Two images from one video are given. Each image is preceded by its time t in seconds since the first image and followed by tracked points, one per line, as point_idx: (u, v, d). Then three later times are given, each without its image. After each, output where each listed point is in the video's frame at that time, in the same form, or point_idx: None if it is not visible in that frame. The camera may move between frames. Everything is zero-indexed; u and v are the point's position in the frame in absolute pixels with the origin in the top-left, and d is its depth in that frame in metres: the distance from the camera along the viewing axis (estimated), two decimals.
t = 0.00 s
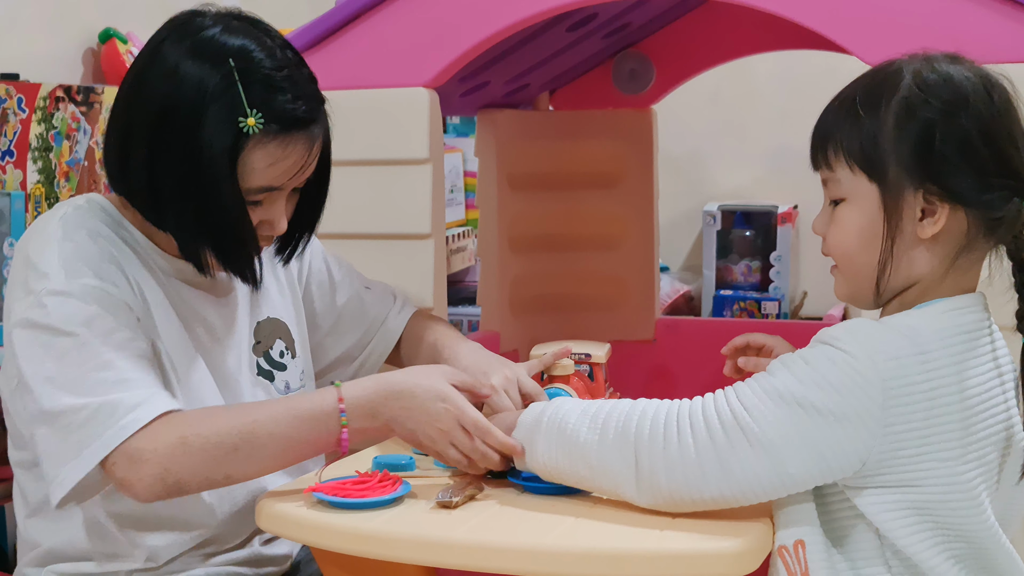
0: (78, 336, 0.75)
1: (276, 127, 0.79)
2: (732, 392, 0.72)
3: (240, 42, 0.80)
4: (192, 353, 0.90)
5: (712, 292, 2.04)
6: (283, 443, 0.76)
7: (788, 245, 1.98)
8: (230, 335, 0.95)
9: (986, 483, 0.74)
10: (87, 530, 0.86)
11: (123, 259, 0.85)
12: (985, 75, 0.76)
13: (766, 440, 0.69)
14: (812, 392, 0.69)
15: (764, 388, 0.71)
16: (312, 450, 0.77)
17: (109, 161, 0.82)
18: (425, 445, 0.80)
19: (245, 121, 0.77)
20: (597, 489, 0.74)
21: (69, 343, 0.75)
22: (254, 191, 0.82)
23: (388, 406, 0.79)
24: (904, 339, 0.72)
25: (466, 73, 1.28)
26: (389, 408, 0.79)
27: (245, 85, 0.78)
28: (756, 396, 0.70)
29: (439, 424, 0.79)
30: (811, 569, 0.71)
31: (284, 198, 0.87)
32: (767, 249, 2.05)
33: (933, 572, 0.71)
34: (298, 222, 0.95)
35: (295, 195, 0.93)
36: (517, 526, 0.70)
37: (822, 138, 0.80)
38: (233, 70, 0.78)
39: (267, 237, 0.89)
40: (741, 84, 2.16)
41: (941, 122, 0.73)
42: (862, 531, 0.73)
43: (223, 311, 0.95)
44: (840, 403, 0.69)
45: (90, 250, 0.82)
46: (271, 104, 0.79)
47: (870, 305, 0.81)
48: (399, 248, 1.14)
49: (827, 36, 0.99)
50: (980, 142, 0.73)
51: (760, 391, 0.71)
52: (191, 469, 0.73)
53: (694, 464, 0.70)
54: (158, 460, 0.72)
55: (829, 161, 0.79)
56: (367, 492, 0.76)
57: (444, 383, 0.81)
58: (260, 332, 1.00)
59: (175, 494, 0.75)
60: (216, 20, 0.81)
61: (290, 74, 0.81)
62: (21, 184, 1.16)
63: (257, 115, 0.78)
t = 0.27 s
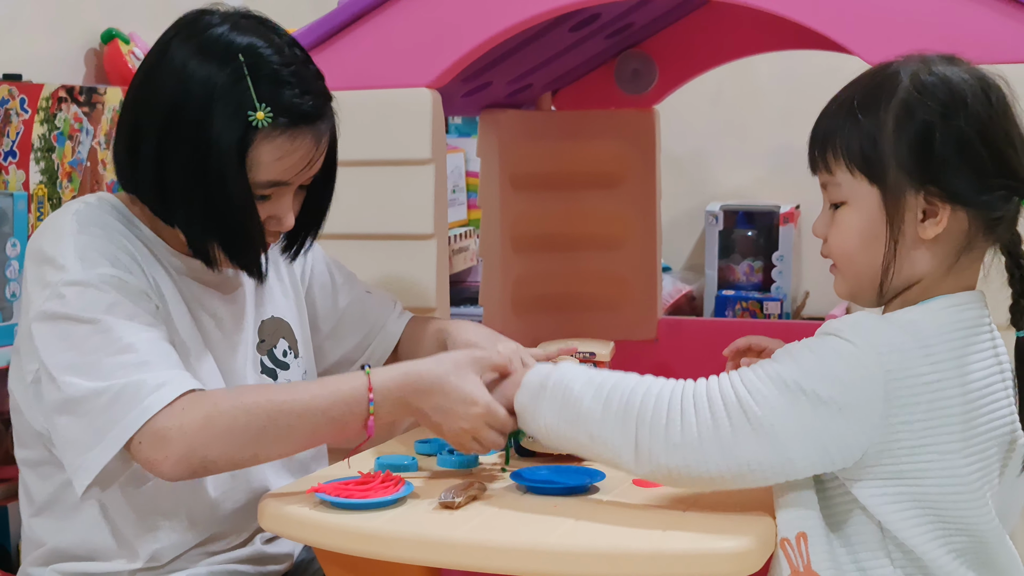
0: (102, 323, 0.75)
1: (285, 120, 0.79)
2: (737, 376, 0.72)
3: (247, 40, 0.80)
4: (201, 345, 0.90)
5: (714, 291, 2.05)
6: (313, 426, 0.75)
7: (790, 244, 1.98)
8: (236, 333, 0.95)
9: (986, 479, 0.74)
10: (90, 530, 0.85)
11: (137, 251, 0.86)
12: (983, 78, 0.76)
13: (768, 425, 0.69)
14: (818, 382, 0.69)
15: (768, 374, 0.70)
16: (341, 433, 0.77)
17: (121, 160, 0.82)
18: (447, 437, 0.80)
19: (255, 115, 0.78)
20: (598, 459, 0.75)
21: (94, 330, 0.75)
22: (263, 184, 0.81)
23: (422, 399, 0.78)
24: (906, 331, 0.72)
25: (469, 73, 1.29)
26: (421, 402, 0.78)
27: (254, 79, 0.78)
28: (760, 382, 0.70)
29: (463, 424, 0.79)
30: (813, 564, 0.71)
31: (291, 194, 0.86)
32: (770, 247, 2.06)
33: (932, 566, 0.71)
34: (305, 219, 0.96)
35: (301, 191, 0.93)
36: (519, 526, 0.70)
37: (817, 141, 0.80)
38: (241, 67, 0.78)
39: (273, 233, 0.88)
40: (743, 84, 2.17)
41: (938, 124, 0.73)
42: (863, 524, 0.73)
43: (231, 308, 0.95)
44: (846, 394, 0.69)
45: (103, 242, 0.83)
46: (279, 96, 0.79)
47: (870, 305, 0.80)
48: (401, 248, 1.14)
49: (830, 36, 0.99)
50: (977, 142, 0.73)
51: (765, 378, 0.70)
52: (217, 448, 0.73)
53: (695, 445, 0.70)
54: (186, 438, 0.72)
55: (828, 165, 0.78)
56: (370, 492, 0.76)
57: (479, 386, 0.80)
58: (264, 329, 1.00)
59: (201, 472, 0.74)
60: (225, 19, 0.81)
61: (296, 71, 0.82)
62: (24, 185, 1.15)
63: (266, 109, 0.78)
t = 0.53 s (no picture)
0: (112, 306, 0.75)
1: (293, 117, 0.79)
2: (751, 361, 0.72)
3: (256, 39, 0.80)
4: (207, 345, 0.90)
5: (715, 292, 2.05)
6: (321, 396, 0.76)
7: (791, 245, 1.97)
8: (243, 338, 0.95)
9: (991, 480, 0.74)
10: (91, 528, 0.85)
11: (143, 246, 0.86)
12: (976, 78, 0.76)
13: (780, 411, 0.69)
14: (832, 369, 0.69)
15: (784, 360, 0.71)
16: (353, 396, 0.78)
17: (129, 159, 0.82)
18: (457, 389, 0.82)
19: (264, 112, 0.77)
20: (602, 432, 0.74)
21: (106, 314, 0.75)
22: (270, 181, 0.81)
23: (429, 352, 0.80)
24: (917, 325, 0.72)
25: (470, 73, 1.29)
26: (427, 355, 0.80)
27: (262, 77, 0.78)
28: (775, 368, 0.70)
29: (475, 374, 0.81)
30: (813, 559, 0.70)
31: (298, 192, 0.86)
32: (771, 248, 2.07)
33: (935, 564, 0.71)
34: (310, 220, 0.95)
35: (307, 191, 0.93)
36: (520, 527, 0.70)
37: (812, 148, 0.80)
38: (251, 65, 0.78)
39: (281, 232, 0.88)
40: (744, 85, 2.16)
41: (936, 125, 0.73)
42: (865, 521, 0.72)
43: (238, 308, 0.95)
44: (858, 384, 0.69)
45: (110, 235, 0.83)
46: (288, 94, 0.79)
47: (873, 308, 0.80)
48: (402, 248, 1.14)
49: (831, 36, 0.98)
50: (976, 141, 0.73)
51: (780, 364, 0.70)
52: (229, 418, 0.72)
53: (707, 426, 0.70)
54: (199, 408, 0.71)
55: (825, 171, 0.78)
56: (371, 493, 0.76)
57: (483, 334, 0.82)
58: (267, 332, 1.00)
59: (213, 449, 0.74)
60: (234, 19, 0.81)
61: (305, 69, 0.82)
62: (25, 185, 1.16)
63: (275, 106, 0.78)
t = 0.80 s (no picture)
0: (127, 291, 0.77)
1: (299, 120, 0.79)
2: (781, 367, 0.71)
3: (263, 44, 0.80)
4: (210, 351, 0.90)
5: (715, 292, 2.05)
6: (339, 371, 0.76)
7: (791, 245, 1.97)
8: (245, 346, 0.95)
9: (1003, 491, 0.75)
10: (89, 524, 0.86)
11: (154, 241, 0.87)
12: (961, 76, 0.76)
13: (820, 423, 0.68)
14: (868, 376, 0.69)
15: (817, 367, 0.70)
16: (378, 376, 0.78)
17: (136, 164, 0.83)
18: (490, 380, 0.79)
19: (270, 116, 0.78)
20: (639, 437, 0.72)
21: (120, 296, 0.77)
22: (276, 185, 0.81)
23: (455, 339, 0.78)
24: (941, 332, 0.73)
25: (469, 73, 1.29)
26: (452, 341, 0.78)
27: (269, 81, 0.78)
28: (810, 374, 0.69)
29: (507, 361, 0.78)
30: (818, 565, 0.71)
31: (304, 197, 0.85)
32: (770, 248, 2.06)
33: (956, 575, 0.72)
34: (317, 224, 0.95)
35: (315, 197, 0.92)
36: (517, 529, 0.70)
37: (800, 158, 0.80)
38: (259, 68, 0.79)
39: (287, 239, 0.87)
40: (745, 85, 2.16)
41: (924, 126, 0.73)
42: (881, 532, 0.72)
43: (241, 313, 0.96)
44: (892, 391, 0.69)
45: (122, 228, 0.85)
46: (295, 98, 0.79)
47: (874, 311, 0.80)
48: (401, 248, 1.14)
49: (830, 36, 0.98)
50: (966, 138, 0.74)
51: (815, 370, 0.69)
52: (245, 390, 0.74)
53: (747, 438, 0.68)
54: (218, 378, 0.73)
55: (818, 178, 0.78)
56: (368, 493, 0.76)
57: (512, 316, 0.78)
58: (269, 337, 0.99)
59: (231, 422, 0.75)
60: (243, 24, 0.82)
61: (311, 73, 0.82)
62: (25, 184, 1.15)
63: (281, 109, 0.78)
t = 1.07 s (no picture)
0: (127, 296, 0.76)
1: (310, 128, 0.79)
2: (787, 399, 0.70)
3: (275, 51, 0.80)
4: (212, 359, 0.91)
5: (713, 291, 2.05)
6: (339, 398, 0.75)
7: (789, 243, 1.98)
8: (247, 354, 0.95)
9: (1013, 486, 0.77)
10: (88, 526, 0.86)
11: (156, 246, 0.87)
12: (960, 75, 0.76)
13: (841, 455, 0.67)
14: (875, 400, 0.68)
15: (825, 396, 0.68)
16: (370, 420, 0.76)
17: (144, 168, 0.82)
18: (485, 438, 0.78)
19: (281, 123, 0.77)
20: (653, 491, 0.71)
21: (118, 301, 0.76)
22: (286, 193, 0.80)
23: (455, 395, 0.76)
24: (945, 342, 0.72)
25: (467, 73, 1.29)
26: (453, 396, 0.76)
27: (280, 88, 0.78)
28: (820, 406, 0.68)
29: (505, 422, 0.76)
30: None
31: (313, 206, 0.85)
32: (769, 247, 2.05)
33: None
34: (325, 231, 0.94)
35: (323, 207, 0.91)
36: (516, 529, 0.70)
37: (803, 161, 0.80)
38: (270, 75, 0.78)
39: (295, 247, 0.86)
40: (743, 83, 2.16)
41: (925, 125, 0.73)
42: (903, 547, 0.73)
43: (244, 321, 0.95)
44: (902, 411, 0.68)
45: (125, 233, 0.84)
46: (305, 105, 0.79)
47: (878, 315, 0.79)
48: (397, 248, 1.14)
49: (827, 36, 0.98)
50: (968, 137, 0.74)
51: (823, 400, 0.68)
52: (239, 405, 0.72)
53: (766, 478, 0.67)
54: (213, 391, 0.72)
55: (820, 181, 0.78)
56: (365, 493, 0.76)
57: (517, 380, 0.78)
58: (270, 344, 0.99)
59: (218, 440, 0.73)
60: (254, 31, 0.82)
61: (322, 81, 0.81)
62: (22, 184, 1.14)
63: (292, 117, 0.78)
